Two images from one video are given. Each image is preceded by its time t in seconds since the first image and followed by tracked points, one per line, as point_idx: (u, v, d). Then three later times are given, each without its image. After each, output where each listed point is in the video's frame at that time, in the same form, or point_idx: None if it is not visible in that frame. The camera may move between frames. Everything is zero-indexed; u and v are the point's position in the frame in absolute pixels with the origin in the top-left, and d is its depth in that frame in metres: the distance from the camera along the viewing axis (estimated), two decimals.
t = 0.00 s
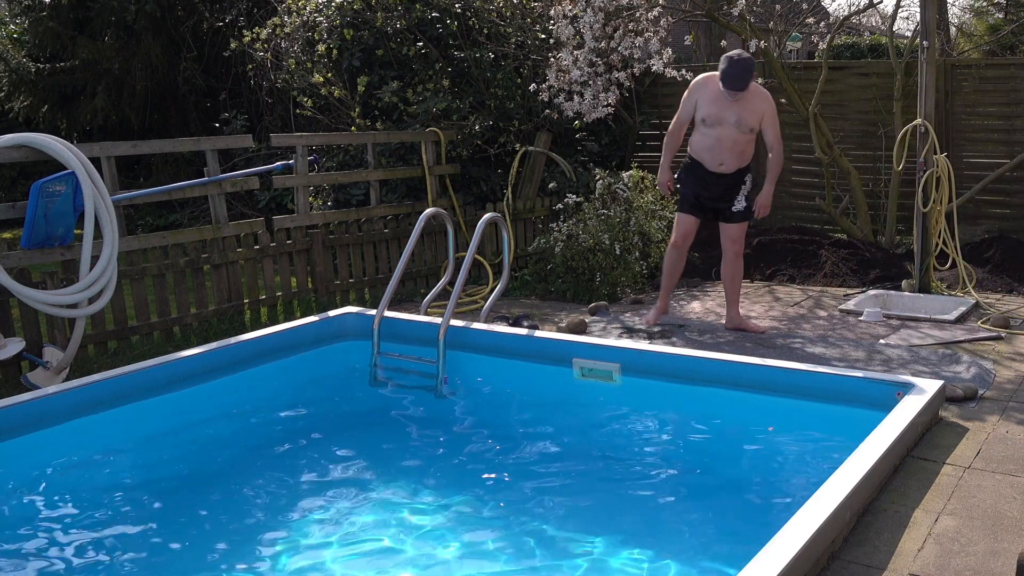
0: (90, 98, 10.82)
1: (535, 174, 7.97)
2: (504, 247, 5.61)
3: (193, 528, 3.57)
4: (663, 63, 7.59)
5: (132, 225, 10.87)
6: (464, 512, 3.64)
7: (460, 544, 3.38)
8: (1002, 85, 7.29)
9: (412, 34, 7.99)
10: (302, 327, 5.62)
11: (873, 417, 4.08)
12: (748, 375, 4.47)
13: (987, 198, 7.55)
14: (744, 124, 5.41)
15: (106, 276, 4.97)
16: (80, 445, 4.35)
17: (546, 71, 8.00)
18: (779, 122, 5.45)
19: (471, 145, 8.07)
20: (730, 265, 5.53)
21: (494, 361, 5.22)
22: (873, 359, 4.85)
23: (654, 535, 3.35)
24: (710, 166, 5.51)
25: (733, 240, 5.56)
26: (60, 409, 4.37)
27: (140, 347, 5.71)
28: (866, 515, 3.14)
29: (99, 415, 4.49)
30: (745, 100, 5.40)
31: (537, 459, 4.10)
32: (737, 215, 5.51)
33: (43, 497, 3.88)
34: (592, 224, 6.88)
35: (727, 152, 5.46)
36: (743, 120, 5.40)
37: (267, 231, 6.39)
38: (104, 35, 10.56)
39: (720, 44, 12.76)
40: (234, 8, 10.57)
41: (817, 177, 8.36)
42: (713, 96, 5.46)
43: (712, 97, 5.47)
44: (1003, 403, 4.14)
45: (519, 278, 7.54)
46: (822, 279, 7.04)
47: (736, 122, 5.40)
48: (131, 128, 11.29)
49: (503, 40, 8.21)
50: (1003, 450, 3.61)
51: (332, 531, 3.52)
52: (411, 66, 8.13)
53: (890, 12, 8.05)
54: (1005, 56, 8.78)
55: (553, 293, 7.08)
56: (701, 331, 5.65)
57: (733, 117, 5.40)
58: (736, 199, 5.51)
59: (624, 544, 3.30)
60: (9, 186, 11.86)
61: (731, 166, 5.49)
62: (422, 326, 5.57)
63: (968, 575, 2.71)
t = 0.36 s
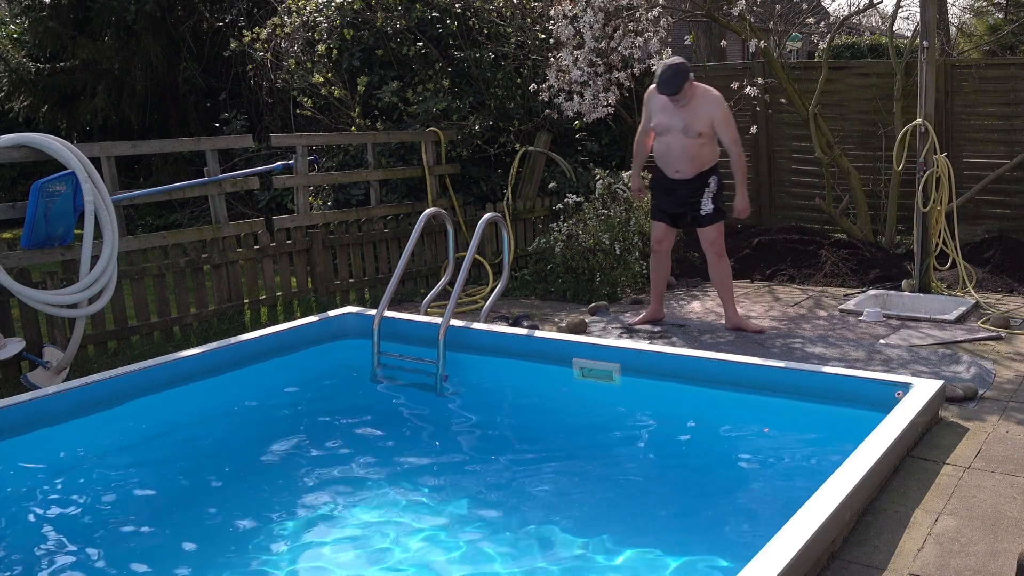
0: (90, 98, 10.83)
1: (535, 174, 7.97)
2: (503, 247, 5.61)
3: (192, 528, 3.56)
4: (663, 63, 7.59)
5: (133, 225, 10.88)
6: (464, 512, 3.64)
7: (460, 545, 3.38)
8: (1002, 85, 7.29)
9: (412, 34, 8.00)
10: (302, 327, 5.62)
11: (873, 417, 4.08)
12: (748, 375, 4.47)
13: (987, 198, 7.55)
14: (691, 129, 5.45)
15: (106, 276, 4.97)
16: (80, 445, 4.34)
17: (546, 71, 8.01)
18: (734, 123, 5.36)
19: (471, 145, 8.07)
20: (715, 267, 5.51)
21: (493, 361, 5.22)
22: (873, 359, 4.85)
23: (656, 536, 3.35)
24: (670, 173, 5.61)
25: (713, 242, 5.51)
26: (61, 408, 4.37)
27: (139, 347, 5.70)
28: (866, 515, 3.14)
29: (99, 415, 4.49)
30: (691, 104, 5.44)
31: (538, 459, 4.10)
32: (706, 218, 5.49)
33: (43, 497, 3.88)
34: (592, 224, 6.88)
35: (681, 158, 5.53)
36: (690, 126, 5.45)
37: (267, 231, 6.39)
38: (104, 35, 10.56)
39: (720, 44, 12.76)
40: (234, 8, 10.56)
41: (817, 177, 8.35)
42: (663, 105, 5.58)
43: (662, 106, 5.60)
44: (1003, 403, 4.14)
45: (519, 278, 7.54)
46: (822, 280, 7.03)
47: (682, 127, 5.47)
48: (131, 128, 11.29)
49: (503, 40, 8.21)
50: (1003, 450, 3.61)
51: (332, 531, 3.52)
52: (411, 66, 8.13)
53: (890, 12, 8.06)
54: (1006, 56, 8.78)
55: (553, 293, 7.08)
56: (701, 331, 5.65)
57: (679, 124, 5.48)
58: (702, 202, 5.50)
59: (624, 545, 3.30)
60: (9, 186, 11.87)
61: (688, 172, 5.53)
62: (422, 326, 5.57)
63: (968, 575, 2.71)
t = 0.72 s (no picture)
0: (90, 98, 10.82)
1: (535, 174, 7.97)
2: (504, 247, 5.61)
3: (192, 528, 3.56)
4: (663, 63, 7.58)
5: (133, 225, 10.88)
6: (463, 512, 3.64)
7: (460, 544, 3.38)
8: (1002, 85, 7.29)
9: (412, 34, 8.00)
10: (302, 327, 5.62)
11: (873, 416, 4.08)
12: (748, 375, 4.47)
13: (987, 198, 7.55)
14: (647, 126, 5.54)
15: (106, 276, 4.97)
16: (80, 446, 4.34)
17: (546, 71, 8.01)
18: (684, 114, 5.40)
19: (471, 145, 8.07)
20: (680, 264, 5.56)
21: (493, 361, 5.22)
22: (873, 359, 4.85)
23: (655, 536, 3.35)
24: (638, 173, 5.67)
25: (678, 238, 5.53)
26: (61, 409, 4.38)
27: (139, 347, 5.70)
28: (866, 515, 3.14)
29: (99, 415, 4.49)
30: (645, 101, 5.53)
31: (539, 459, 4.10)
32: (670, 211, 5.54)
33: (43, 497, 3.88)
34: (592, 224, 6.88)
35: (642, 157, 5.62)
36: (644, 123, 5.54)
37: (267, 231, 6.39)
38: (104, 35, 10.56)
39: (720, 44, 12.75)
40: (234, 8, 10.56)
41: (817, 177, 8.35)
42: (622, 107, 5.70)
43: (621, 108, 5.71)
44: (1003, 403, 4.14)
45: (519, 278, 7.54)
46: (822, 280, 7.03)
47: (639, 124, 5.57)
48: (131, 128, 11.29)
49: (503, 40, 8.21)
50: (1003, 450, 3.61)
51: (331, 531, 3.52)
52: (411, 66, 8.13)
53: (890, 12, 8.06)
54: (1006, 56, 8.77)
55: (553, 293, 7.07)
56: (701, 331, 5.65)
57: (635, 122, 5.59)
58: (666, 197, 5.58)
59: (623, 544, 3.30)
60: (9, 186, 11.86)
61: (653, 170, 5.59)
62: (422, 326, 5.57)
63: (968, 575, 2.71)
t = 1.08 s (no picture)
0: (90, 98, 10.82)
1: (535, 174, 7.97)
2: (504, 247, 5.61)
3: (192, 529, 3.56)
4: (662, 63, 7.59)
5: (133, 225, 10.88)
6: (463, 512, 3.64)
7: (460, 545, 3.38)
8: (1002, 85, 7.29)
9: (412, 34, 8.00)
10: (302, 327, 5.62)
11: (872, 416, 4.08)
12: (747, 375, 4.47)
13: (987, 198, 7.55)
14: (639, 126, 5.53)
15: (106, 276, 4.97)
16: (80, 445, 4.34)
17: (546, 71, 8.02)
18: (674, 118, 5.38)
19: (471, 145, 8.07)
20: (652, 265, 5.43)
21: (493, 361, 5.22)
22: (873, 359, 4.85)
23: (655, 536, 3.35)
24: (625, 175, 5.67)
25: (655, 239, 5.43)
26: (61, 408, 4.38)
27: (140, 347, 5.70)
28: (866, 515, 3.13)
29: (98, 415, 4.50)
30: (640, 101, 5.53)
31: (538, 458, 4.10)
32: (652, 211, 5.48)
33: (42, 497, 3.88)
34: (592, 224, 6.88)
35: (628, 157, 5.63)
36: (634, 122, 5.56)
37: (267, 231, 6.39)
38: (104, 35, 10.56)
39: (720, 44, 12.75)
40: (234, 8, 10.56)
41: (817, 177, 8.35)
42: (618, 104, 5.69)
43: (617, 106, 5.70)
44: (1003, 403, 4.14)
45: (519, 278, 7.54)
46: (822, 279, 7.03)
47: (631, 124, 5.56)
48: (131, 128, 11.29)
49: (503, 40, 8.21)
50: (1003, 450, 3.61)
51: (332, 531, 3.52)
52: (411, 66, 8.13)
53: (890, 12, 8.06)
54: (1006, 56, 8.77)
55: (553, 293, 7.07)
56: (701, 331, 5.65)
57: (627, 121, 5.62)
58: (647, 198, 5.51)
59: (624, 544, 3.30)
60: (9, 186, 11.86)
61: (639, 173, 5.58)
62: (422, 325, 5.57)
63: (968, 575, 2.71)
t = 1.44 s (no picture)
0: (90, 98, 10.82)
1: (535, 174, 7.97)
2: (503, 247, 5.61)
3: (191, 529, 3.56)
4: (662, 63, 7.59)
5: (133, 225, 10.88)
6: (463, 512, 3.64)
7: (460, 544, 3.38)
8: (1002, 85, 7.29)
9: (412, 34, 8.00)
10: (302, 327, 5.62)
11: (872, 416, 4.08)
12: (747, 375, 4.47)
13: (987, 198, 7.55)
14: (645, 125, 5.45)
15: (106, 276, 4.97)
16: (80, 445, 4.35)
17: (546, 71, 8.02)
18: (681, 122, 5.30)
19: (471, 145, 8.07)
20: (653, 273, 5.36)
21: (493, 361, 5.22)
22: (873, 359, 4.85)
23: (654, 536, 3.35)
24: (625, 172, 5.60)
25: (656, 246, 5.36)
26: (61, 408, 4.39)
27: (140, 347, 5.70)
28: (866, 515, 3.14)
29: (98, 415, 4.50)
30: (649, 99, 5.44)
31: (538, 458, 4.11)
32: (655, 218, 5.40)
33: (42, 497, 3.89)
34: (592, 224, 6.89)
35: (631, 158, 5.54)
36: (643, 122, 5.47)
37: (267, 231, 6.39)
38: (104, 35, 10.57)
39: (720, 44, 12.75)
40: (234, 8, 10.56)
41: (817, 177, 8.35)
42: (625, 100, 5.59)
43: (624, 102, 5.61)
44: (1003, 403, 4.14)
45: (519, 278, 7.53)
46: (822, 279, 7.03)
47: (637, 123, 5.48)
48: (131, 128, 11.29)
49: (503, 40, 8.21)
50: (1003, 450, 3.61)
51: (332, 531, 3.52)
52: (411, 66, 8.13)
53: (890, 12, 8.06)
54: (1006, 56, 8.77)
55: (553, 293, 7.07)
56: (701, 331, 5.65)
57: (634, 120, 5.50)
58: (652, 204, 5.43)
59: (624, 544, 3.30)
60: (9, 186, 11.87)
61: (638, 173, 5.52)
62: (422, 326, 5.57)
63: (968, 575, 2.71)
